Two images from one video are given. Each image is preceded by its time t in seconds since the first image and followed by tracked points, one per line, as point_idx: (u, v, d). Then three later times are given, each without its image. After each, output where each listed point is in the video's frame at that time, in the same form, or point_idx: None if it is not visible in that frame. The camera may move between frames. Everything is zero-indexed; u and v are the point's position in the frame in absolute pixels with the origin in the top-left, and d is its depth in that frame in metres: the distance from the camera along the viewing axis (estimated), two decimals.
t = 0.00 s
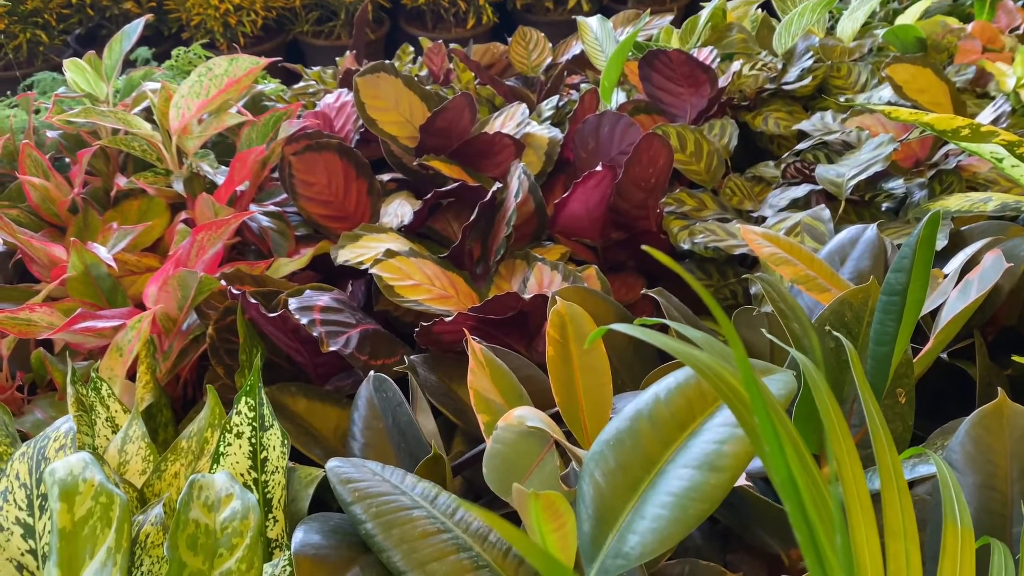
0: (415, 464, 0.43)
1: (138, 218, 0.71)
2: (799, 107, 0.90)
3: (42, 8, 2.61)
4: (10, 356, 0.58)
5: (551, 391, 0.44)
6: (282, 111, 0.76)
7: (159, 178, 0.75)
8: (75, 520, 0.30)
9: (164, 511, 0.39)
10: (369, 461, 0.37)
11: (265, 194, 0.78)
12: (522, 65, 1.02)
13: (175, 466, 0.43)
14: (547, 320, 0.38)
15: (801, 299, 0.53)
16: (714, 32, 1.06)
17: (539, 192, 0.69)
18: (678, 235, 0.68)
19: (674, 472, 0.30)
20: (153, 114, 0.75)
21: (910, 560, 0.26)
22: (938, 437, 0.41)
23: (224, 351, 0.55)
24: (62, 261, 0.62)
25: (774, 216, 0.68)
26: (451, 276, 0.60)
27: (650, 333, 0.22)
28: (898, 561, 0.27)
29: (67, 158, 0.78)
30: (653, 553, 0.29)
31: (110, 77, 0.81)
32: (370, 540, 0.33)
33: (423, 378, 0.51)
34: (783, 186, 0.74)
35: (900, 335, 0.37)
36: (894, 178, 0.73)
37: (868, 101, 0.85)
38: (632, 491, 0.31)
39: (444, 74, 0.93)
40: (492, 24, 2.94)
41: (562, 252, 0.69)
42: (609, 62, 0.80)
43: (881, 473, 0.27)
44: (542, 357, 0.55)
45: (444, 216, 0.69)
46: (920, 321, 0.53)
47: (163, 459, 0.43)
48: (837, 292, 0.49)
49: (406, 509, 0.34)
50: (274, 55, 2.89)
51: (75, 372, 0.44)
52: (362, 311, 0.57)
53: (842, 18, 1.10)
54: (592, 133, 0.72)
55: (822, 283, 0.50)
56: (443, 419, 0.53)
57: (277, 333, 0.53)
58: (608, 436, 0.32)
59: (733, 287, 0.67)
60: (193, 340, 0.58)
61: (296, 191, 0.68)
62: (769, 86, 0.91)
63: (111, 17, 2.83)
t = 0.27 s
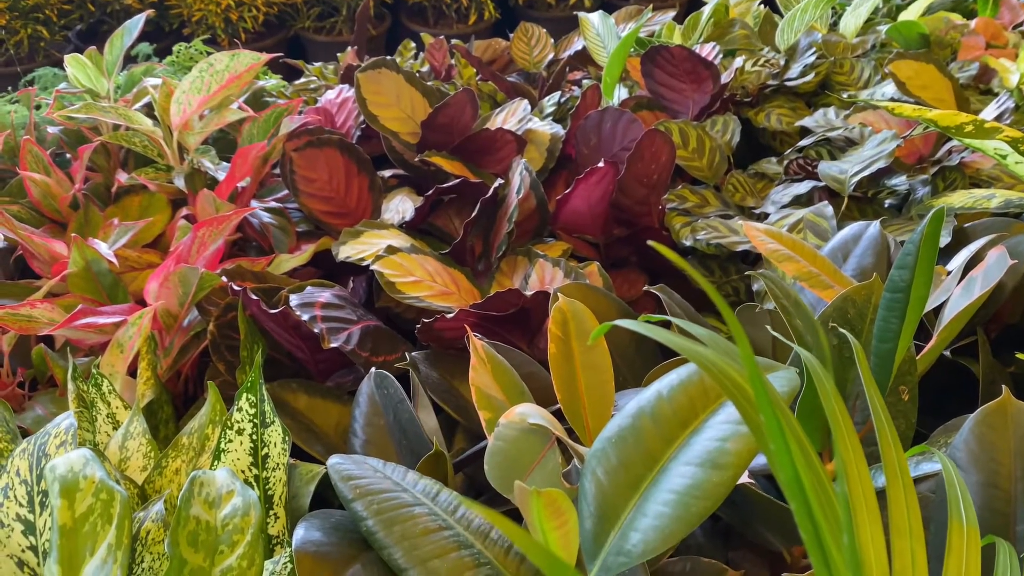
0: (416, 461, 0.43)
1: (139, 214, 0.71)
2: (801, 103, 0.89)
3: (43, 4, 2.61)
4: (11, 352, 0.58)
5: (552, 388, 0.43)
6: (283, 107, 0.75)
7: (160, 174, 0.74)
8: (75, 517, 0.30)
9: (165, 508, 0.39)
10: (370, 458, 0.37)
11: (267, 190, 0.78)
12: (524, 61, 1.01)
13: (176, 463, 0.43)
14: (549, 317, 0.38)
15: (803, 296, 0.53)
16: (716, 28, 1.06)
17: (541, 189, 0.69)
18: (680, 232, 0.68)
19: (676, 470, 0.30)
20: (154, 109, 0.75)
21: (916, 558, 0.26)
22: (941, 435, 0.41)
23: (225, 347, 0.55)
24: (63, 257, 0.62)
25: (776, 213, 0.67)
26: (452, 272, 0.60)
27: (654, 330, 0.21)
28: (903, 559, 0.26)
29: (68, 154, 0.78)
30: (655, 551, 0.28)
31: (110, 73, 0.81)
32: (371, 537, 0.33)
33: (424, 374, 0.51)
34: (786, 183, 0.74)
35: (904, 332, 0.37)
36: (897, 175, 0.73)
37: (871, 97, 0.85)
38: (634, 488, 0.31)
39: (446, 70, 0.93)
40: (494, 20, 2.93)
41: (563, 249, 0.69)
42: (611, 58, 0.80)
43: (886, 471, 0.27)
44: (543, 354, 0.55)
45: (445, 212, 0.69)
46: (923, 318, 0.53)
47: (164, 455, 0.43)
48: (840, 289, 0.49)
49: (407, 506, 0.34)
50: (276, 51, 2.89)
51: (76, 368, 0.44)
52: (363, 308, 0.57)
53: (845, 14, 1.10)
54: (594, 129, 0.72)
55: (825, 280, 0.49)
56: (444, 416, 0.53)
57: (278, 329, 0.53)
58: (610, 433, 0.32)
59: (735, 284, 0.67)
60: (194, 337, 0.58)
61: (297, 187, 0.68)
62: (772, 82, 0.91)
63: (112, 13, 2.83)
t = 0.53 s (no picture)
0: (418, 460, 0.43)
1: (141, 211, 0.71)
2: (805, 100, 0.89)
3: None
4: (12, 349, 0.58)
5: (555, 387, 0.43)
6: (285, 104, 0.75)
7: (162, 171, 0.74)
8: (76, 516, 0.30)
9: (167, 507, 0.39)
10: (372, 457, 0.37)
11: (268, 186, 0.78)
12: (526, 58, 1.00)
13: (178, 461, 0.43)
14: (552, 316, 0.38)
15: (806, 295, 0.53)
16: (720, 25, 1.05)
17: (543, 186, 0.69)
18: (683, 229, 0.68)
19: (679, 471, 0.30)
20: (156, 106, 0.74)
21: (922, 561, 0.26)
22: (946, 435, 0.41)
23: (227, 345, 0.55)
24: (64, 254, 0.62)
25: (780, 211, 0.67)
26: (455, 270, 0.60)
27: (658, 332, 0.21)
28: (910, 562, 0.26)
29: (69, 151, 0.78)
30: (659, 552, 0.28)
31: (112, 69, 0.81)
32: (374, 537, 0.33)
33: (426, 373, 0.51)
34: (789, 181, 0.74)
35: (909, 333, 0.37)
36: (901, 173, 0.72)
37: (874, 95, 0.85)
38: (637, 489, 0.30)
39: (448, 67, 0.92)
40: (496, 16, 2.93)
41: (566, 247, 0.68)
42: (614, 55, 0.80)
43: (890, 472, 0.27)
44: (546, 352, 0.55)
45: (447, 210, 0.69)
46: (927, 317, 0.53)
47: (166, 454, 0.42)
48: (844, 288, 0.49)
49: (410, 505, 0.34)
50: (278, 47, 2.89)
51: (77, 366, 0.44)
52: (365, 306, 0.57)
53: (849, 11, 1.09)
54: (597, 127, 0.72)
55: (828, 279, 0.49)
56: (446, 415, 0.52)
57: (280, 327, 0.53)
58: (613, 434, 0.32)
59: (738, 282, 0.66)
60: (196, 334, 0.58)
61: (299, 184, 0.67)
62: (775, 79, 0.91)
63: (114, 8, 2.82)
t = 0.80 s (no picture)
0: (419, 460, 0.43)
1: (142, 208, 0.71)
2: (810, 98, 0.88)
3: None
4: (13, 347, 0.58)
5: (559, 388, 0.43)
6: (287, 100, 0.75)
7: (163, 168, 0.74)
8: (75, 518, 0.30)
9: (167, 507, 0.38)
10: (374, 459, 0.36)
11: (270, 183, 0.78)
12: (530, 55, 1.00)
13: (178, 461, 0.43)
14: (556, 317, 0.38)
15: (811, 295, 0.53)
16: (724, 22, 1.05)
17: (547, 184, 0.68)
18: (687, 228, 0.67)
19: (684, 475, 0.30)
20: (158, 102, 0.74)
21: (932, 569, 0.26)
22: (952, 438, 0.41)
23: (228, 343, 0.55)
24: (65, 251, 0.62)
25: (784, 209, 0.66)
26: (457, 268, 0.59)
27: (666, 338, 0.21)
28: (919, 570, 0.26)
29: (71, 147, 0.78)
30: (663, 557, 0.28)
31: (114, 65, 0.81)
32: (375, 539, 0.32)
33: (428, 373, 0.50)
34: (794, 179, 0.73)
35: (916, 335, 0.37)
36: (907, 171, 0.72)
37: (880, 93, 0.84)
38: (641, 493, 0.30)
39: (451, 63, 0.92)
40: (499, 12, 2.92)
41: (569, 245, 0.68)
42: (618, 52, 0.79)
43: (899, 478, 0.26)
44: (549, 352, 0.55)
45: (450, 208, 0.68)
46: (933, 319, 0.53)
47: (166, 453, 0.42)
48: (850, 289, 0.49)
49: (411, 508, 0.34)
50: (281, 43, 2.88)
51: (78, 364, 0.44)
52: (367, 305, 0.57)
53: (855, 8, 1.09)
54: (601, 125, 0.71)
55: (834, 279, 0.49)
56: (448, 414, 0.52)
57: (281, 326, 0.53)
58: (618, 436, 0.31)
59: (743, 281, 0.66)
60: (197, 332, 0.58)
61: (301, 181, 0.67)
62: (780, 77, 0.90)
63: (116, 3, 2.81)
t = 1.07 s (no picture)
0: (421, 462, 0.42)
1: (143, 204, 0.70)
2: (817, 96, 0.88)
3: None
4: (13, 343, 0.58)
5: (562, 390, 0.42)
6: (290, 96, 0.74)
7: (165, 163, 0.74)
8: (71, 522, 0.29)
9: (165, 509, 0.38)
10: (375, 462, 0.36)
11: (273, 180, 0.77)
12: (535, 51, 1.00)
13: (177, 461, 0.42)
14: (560, 319, 0.37)
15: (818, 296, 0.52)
16: (731, 19, 1.04)
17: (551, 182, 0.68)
18: (692, 227, 0.66)
19: (690, 483, 0.29)
20: (160, 97, 0.74)
21: None
22: (963, 444, 0.40)
23: (229, 342, 0.54)
24: (66, 247, 0.61)
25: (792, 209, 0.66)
26: (460, 267, 0.59)
27: (676, 347, 0.20)
28: None
29: (72, 142, 0.77)
30: (669, 567, 0.27)
31: (116, 59, 0.80)
32: (375, 545, 0.32)
33: (430, 373, 0.50)
34: (801, 178, 0.72)
35: (927, 339, 0.36)
36: (915, 170, 0.71)
37: (888, 91, 0.83)
38: (647, 501, 0.30)
39: (456, 59, 0.91)
40: (504, 8, 2.90)
41: (573, 244, 0.68)
42: (624, 48, 0.78)
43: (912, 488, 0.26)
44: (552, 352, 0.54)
45: (453, 205, 0.68)
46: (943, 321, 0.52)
47: (166, 454, 0.42)
48: (859, 291, 0.48)
49: (412, 512, 0.33)
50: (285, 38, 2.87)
51: (76, 363, 0.43)
52: (369, 304, 0.56)
53: (863, 5, 1.08)
54: (606, 122, 0.71)
55: (842, 281, 0.48)
56: (450, 415, 0.52)
57: (282, 324, 0.52)
58: (623, 442, 0.31)
59: (749, 281, 0.65)
60: (197, 330, 0.57)
61: (303, 178, 0.67)
62: (787, 74, 0.89)
63: None
